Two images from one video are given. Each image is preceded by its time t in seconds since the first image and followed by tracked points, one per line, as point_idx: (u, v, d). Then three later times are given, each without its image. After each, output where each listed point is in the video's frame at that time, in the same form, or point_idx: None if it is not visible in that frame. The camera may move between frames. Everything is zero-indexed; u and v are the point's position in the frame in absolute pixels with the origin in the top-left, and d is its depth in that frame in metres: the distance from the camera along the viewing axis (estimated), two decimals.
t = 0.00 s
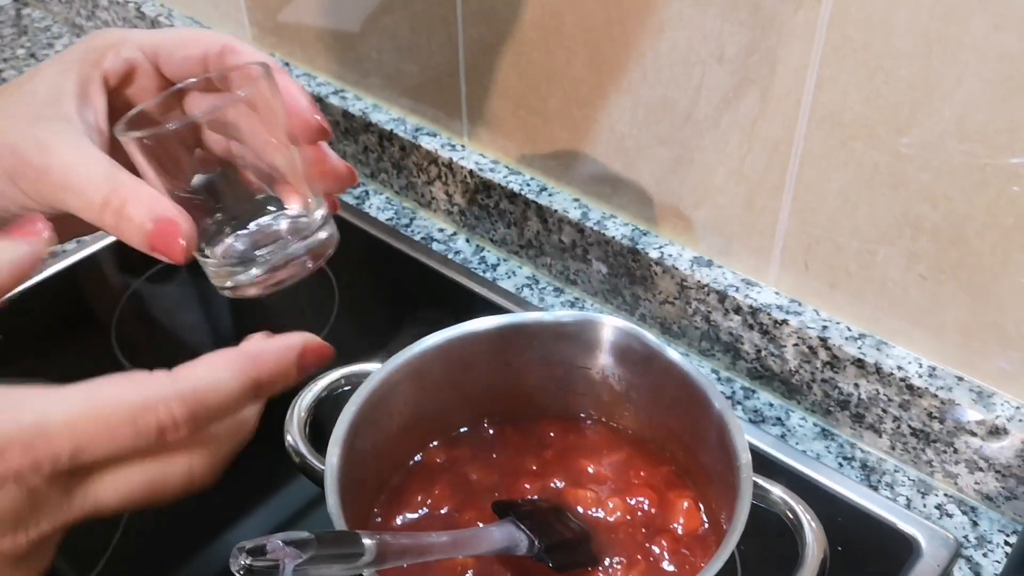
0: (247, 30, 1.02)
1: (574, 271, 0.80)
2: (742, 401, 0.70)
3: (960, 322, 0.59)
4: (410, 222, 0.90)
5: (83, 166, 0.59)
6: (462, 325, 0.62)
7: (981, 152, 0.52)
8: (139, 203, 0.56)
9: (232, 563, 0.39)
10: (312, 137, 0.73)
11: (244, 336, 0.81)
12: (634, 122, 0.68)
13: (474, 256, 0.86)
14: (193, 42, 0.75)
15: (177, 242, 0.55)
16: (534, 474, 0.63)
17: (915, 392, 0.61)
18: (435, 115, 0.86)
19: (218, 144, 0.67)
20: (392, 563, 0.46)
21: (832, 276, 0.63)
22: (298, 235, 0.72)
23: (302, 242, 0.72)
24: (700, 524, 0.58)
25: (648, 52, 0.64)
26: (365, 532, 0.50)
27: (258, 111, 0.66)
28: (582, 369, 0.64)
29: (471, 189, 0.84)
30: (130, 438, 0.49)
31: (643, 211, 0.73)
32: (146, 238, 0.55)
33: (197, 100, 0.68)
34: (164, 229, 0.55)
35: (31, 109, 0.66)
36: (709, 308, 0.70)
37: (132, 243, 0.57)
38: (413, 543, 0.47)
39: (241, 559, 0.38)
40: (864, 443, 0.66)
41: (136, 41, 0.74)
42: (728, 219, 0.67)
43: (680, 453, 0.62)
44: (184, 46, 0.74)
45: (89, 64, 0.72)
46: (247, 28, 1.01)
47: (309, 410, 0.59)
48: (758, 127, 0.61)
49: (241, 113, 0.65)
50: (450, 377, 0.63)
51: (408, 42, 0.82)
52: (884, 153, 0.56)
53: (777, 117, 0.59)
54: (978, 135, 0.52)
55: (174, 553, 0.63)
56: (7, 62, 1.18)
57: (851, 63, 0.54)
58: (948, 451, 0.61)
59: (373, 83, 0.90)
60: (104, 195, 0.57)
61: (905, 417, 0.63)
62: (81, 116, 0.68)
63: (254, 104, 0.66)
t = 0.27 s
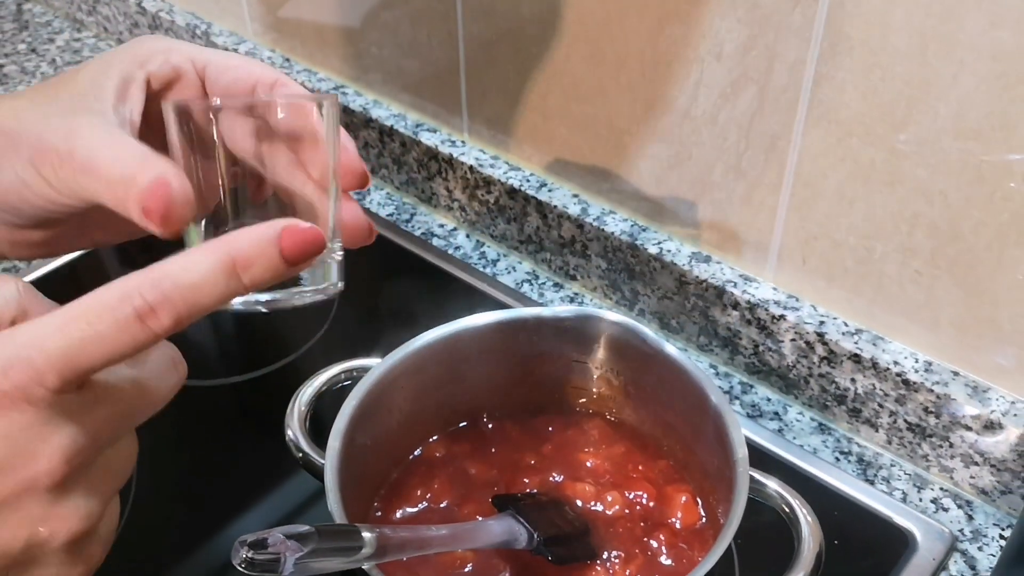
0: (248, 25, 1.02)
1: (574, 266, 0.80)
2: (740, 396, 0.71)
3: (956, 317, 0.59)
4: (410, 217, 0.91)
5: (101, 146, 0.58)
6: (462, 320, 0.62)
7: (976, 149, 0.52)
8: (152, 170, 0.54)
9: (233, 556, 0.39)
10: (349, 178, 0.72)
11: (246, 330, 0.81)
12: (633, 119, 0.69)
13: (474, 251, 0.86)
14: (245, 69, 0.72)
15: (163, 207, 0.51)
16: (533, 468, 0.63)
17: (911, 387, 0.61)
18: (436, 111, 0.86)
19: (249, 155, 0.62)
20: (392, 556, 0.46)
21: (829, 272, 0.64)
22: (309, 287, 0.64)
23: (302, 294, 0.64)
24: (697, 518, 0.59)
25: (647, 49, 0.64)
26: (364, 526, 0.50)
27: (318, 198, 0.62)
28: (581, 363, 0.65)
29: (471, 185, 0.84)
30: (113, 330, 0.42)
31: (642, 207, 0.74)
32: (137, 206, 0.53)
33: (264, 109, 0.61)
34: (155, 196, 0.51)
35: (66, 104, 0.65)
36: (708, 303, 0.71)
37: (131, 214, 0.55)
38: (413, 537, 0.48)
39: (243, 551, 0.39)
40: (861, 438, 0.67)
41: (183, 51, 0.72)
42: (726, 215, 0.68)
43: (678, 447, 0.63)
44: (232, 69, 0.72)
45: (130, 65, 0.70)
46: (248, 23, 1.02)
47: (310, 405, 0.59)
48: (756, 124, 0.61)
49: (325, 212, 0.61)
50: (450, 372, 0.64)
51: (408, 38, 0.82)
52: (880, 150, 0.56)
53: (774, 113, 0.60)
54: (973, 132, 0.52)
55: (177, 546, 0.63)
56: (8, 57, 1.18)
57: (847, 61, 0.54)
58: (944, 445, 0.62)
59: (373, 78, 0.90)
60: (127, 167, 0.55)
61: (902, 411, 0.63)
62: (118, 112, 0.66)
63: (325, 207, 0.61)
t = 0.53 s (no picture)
0: (247, 18, 1.02)
1: (573, 260, 0.80)
2: (739, 389, 0.71)
3: (955, 311, 0.59)
4: (409, 210, 0.91)
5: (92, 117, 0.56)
6: (461, 314, 0.62)
7: (975, 142, 0.52)
8: (139, 139, 0.53)
9: (233, 550, 0.39)
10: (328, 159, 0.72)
11: (245, 324, 0.81)
12: (633, 112, 0.69)
13: (474, 244, 0.86)
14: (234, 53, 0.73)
15: (158, 168, 0.51)
16: (532, 461, 0.64)
17: (910, 381, 0.61)
18: (435, 104, 0.86)
19: (236, 134, 0.61)
20: (391, 550, 0.46)
21: (828, 266, 0.64)
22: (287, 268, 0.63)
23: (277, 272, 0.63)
24: (695, 512, 0.59)
25: (646, 43, 0.64)
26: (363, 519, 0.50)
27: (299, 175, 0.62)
28: (580, 357, 0.65)
29: (470, 178, 0.84)
30: (126, 304, 0.46)
31: (641, 200, 0.74)
32: (131, 171, 0.52)
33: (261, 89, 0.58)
34: (151, 157, 0.51)
35: (56, 78, 0.64)
36: (707, 297, 0.71)
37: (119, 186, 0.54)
38: (412, 530, 0.48)
39: (242, 545, 0.39)
40: (859, 431, 0.67)
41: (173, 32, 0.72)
42: (725, 208, 0.68)
43: (677, 441, 0.63)
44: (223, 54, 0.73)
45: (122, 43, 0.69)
46: (247, 16, 1.01)
47: (309, 399, 0.59)
48: (755, 117, 0.61)
49: (306, 189, 0.62)
50: (449, 365, 0.64)
51: (408, 31, 0.82)
52: (879, 144, 0.56)
53: (774, 107, 0.60)
54: (972, 126, 0.52)
55: (177, 539, 0.64)
56: (7, 50, 1.18)
57: (847, 55, 0.54)
58: (943, 439, 0.62)
59: (372, 72, 0.90)
60: (113, 138, 0.54)
61: (900, 405, 0.63)
62: (106, 88, 0.66)
63: (308, 185, 0.62)
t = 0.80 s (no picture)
0: None
1: (572, 240, 0.80)
2: (739, 369, 0.70)
3: (954, 291, 0.59)
4: (408, 190, 0.90)
5: (123, 100, 0.60)
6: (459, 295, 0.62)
7: (976, 121, 0.52)
8: (184, 118, 0.57)
9: (232, 533, 0.39)
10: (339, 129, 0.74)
11: (243, 305, 0.81)
12: (631, 91, 0.68)
13: (472, 224, 0.86)
14: (237, 37, 0.74)
15: (214, 150, 0.56)
16: (531, 443, 0.63)
17: (910, 361, 0.61)
18: (433, 83, 0.86)
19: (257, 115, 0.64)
20: (390, 532, 0.46)
21: (828, 245, 0.64)
22: (307, 232, 0.67)
23: (300, 236, 0.67)
24: (695, 493, 0.59)
25: (645, 21, 0.64)
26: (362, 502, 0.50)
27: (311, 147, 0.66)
28: (579, 337, 0.65)
29: (468, 158, 0.84)
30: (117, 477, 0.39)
31: (641, 180, 0.73)
32: (183, 149, 0.56)
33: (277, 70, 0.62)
34: (204, 136, 0.56)
35: (72, 59, 0.66)
36: (706, 277, 0.71)
37: (169, 166, 0.58)
38: (411, 512, 0.48)
39: (242, 528, 0.39)
40: (859, 411, 0.67)
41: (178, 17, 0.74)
42: (724, 188, 0.67)
43: (676, 422, 0.63)
44: (228, 38, 0.74)
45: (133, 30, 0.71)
46: None
47: (308, 380, 0.59)
48: (755, 96, 0.61)
49: (320, 159, 0.66)
50: (448, 347, 0.63)
51: (405, 10, 0.82)
52: (879, 122, 0.56)
53: (774, 85, 0.59)
54: (973, 105, 0.52)
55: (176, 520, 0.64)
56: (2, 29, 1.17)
57: (847, 32, 0.54)
58: (942, 419, 0.62)
59: (370, 50, 0.90)
60: (155, 117, 0.58)
61: (900, 385, 0.63)
62: (121, 70, 0.67)
63: (321, 156, 0.66)
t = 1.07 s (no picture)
0: None
1: (572, 230, 0.80)
2: (739, 360, 0.71)
3: (955, 281, 0.59)
4: (408, 180, 0.90)
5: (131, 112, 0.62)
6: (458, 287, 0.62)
7: (976, 111, 0.52)
8: (193, 129, 0.58)
9: (231, 525, 0.39)
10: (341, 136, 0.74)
11: (243, 296, 0.81)
12: (632, 82, 0.68)
13: (472, 215, 0.86)
14: (240, 47, 0.74)
15: (223, 160, 0.57)
16: (530, 433, 0.64)
17: (909, 351, 0.61)
18: (432, 73, 0.85)
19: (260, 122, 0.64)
20: (390, 523, 0.46)
21: (828, 236, 0.64)
22: (310, 236, 0.67)
23: (304, 241, 0.66)
24: (695, 484, 0.59)
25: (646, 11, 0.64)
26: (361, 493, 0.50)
27: (313, 155, 0.66)
28: (579, 329, 0.65)
29: (468, 148, 0.84)
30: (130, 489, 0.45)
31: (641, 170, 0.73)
32: (191, 158, 0.57)
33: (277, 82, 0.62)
34: (214, 145, 0.57)
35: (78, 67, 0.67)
36: (706, 268, 0.71)
37: (176, 175, 0.59)
38: (411, 504, 0.48)
39: (242, 520, 0.39)
40: (859, 402, 0.67)
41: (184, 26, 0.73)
42: (725, 178, 0.67)
43: (676, 413, 0.63)
44: (231, 47, 0.74)
45: (137, 38, 0.71)
46: None
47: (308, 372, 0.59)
48: (755, 86, 0.61)
49: (321, 166, 0.66)
50: (448, 338, 0.63)
51: None
52: (880, 113, 0.56)
53: (774, 75, 0.59)
54: (974, 96, 0.51)
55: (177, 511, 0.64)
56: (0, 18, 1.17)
57: (848, 22, 0.54)
58: (942, 409, 0.62)
59: (369, 40, 0.89)
60: (164, 127, 0.59)
61: (899, 375, 0.63)
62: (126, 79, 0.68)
63: (321, 162, 0.66)
